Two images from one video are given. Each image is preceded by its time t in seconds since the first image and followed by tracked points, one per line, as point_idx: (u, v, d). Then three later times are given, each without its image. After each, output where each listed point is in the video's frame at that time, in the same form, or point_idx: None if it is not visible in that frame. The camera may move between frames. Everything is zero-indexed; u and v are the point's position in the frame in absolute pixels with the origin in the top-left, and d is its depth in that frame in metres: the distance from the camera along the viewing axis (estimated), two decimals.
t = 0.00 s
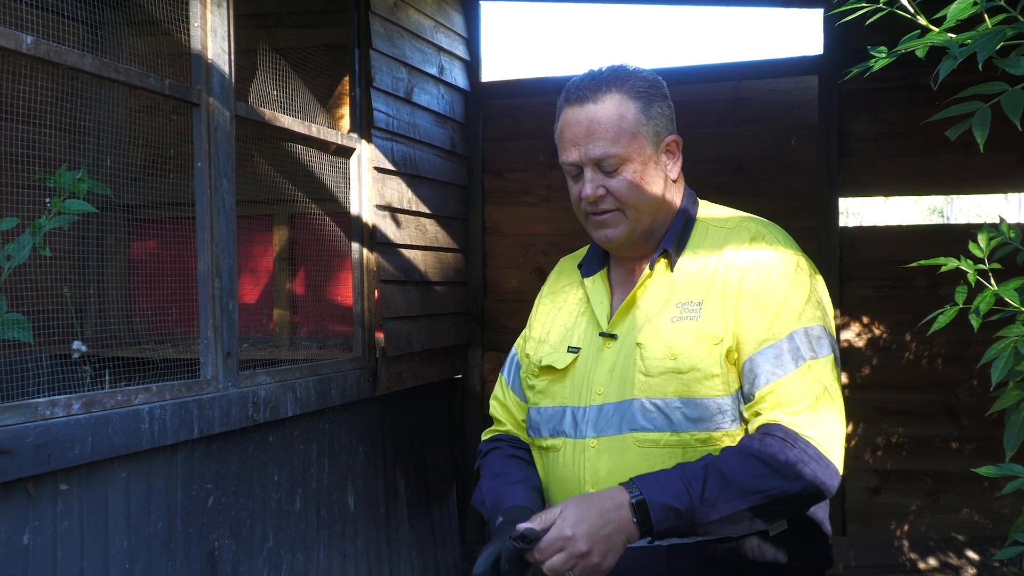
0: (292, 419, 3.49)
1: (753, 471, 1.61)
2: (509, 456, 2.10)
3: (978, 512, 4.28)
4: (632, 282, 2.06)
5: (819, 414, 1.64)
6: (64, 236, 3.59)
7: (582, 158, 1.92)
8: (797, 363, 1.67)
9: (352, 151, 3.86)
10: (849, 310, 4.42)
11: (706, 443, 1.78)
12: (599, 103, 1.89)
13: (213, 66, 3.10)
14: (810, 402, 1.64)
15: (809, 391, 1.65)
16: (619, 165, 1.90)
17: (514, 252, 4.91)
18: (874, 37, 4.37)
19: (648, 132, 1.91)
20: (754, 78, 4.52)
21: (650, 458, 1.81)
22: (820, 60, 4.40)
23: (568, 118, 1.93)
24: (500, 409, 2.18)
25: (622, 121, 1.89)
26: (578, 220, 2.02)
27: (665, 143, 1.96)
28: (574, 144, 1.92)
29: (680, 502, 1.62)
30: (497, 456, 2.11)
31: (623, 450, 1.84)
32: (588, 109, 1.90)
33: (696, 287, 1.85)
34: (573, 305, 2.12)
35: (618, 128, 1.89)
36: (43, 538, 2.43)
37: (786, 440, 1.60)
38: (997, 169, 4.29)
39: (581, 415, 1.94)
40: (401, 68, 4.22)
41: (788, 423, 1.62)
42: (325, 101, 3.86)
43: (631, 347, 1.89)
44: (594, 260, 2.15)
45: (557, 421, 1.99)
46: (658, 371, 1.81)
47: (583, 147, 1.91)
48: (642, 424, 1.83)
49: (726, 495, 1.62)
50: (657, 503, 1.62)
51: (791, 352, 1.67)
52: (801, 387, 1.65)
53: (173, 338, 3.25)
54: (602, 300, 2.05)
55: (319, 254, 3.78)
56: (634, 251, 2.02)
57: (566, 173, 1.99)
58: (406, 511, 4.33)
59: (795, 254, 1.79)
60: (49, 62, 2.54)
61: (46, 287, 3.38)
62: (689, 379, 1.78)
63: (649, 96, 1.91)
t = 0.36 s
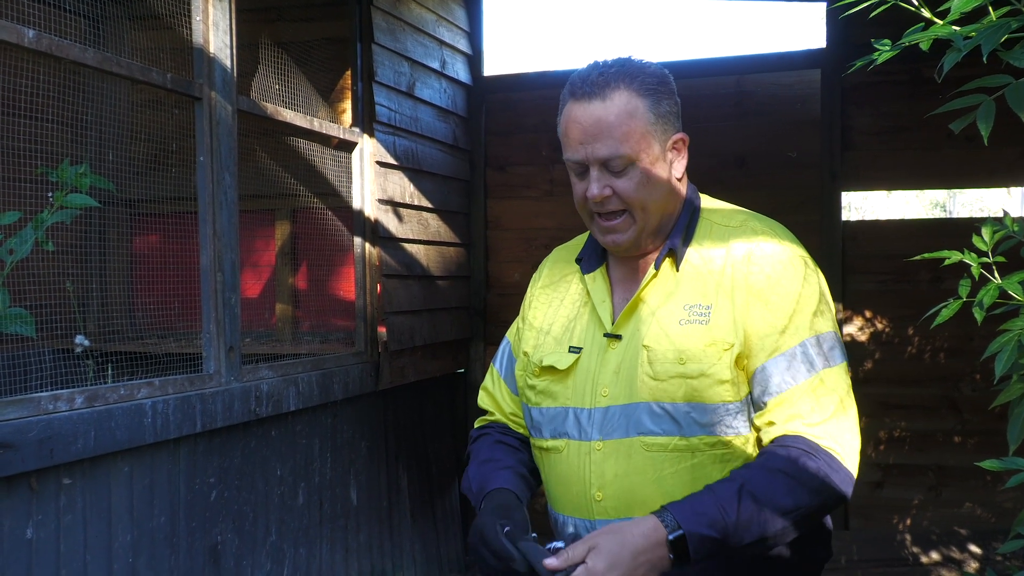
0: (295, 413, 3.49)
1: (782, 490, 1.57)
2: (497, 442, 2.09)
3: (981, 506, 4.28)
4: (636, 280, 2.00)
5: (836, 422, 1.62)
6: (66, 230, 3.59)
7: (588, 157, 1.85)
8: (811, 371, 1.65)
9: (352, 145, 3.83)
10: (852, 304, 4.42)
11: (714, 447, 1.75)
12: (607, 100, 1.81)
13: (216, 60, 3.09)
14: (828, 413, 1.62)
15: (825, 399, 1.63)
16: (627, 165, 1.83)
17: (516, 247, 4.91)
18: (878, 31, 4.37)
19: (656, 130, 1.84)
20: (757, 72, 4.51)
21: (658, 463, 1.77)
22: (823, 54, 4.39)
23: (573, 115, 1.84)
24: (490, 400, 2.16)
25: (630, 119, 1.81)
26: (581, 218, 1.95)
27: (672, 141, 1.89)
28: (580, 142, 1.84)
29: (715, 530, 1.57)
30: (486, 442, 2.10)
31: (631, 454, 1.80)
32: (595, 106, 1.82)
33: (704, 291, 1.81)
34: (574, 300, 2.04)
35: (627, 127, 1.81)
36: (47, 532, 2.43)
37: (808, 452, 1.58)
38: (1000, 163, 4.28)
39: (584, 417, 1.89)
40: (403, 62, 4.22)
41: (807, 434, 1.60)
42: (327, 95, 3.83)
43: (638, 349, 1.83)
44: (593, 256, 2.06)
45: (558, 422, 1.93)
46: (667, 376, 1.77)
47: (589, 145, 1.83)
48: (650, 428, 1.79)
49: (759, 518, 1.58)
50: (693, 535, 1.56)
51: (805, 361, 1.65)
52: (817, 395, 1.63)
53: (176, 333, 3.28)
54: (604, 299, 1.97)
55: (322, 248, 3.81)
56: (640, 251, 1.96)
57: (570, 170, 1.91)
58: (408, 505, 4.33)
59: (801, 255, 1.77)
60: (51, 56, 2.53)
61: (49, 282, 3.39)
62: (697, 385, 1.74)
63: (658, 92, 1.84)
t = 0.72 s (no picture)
0: (296, 409, 3.49)
1: (777, 510, 1.56)
2: (496, 434, 2.09)
3: (982, 501, 4.28)
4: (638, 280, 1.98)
5: (839, 439, 1.60)
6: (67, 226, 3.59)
7: (595, 169, 1.82)
8: (814, 386, 1.63)
9: (355, 140, 3.85)
10: (853, 299, 4.42)
11: (711, 453, 1.74)
12: (615, 112, 1.78)
13: (217, 55, 3.09)
14: (830, 428, 1.60)
15: (828, 415, 1.61)
16: (634, 178, 1.81)
17: (518, 242, 4.91)
18: (879, 25, 4.36)
19: (664, 140, 1.81)
20: (758, 66, 4.50)
21: (654, 469, 1.77)
22: (825, 48, 4.39)
23: (580, 126, 1.81)
24: (489, 389, 2.16)
25: (639, 133, 1.78)
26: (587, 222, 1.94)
27: (679, 148, 1.86)
28: (586, 153, 1.81)
29: (712, 552, 1.54)
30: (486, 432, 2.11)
31: (627, 461, 1.79)
32: (603, 118, 1.78)
33: (707, 299, 1.79)
34: (575, 296, 2.03)
35: (635, 140, 1.78)
36: (49, 528, 2.43)
37: (807, 470, 1.56)
38: (1002, 158, 4.28)
39: (581, 418, 1.88)
40: (404, 57, 4.22)
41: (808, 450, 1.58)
42: (328, 90, 3.84)
43: (638, 353, 1.82)
44: (597, 252, 2.05)
45: (557, 421, 1.92)
46: (666, 384, 1.76)
47: (596, 158, 1.80)
48: (647, 434, 1.78)
49: (756, 537, 1.56)
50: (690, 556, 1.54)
51: (810, 376, 1.63)
52: (821, 411, 1.61)
53: (178, 328, 3.32)
54: (607, 298, 1.95)
55: (324, 243, 3.82)
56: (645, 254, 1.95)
57: (576, 177, 1.88)
58: (410, 500, 4.34)
59: (808, 261, 1.74)
60: (51, 51, 2.53)
61: (50, 276, 3.39)
62: (696, 394, 1.73)
63: (666, 102, 1.80)
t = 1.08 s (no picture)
0: (298, 405, 3.50)
1: (767, 502, 1.59)
2: (494, 427, 2.09)
3: (985, 495, 4.29)
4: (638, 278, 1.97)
5: (838, 440, 1.60)
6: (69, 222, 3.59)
7: (585, 169, 1.81)
8: (816, 386, 1.62)
9: (356, 136, 3.86)
10: (855, 294, 4.41)
11: (711, 453, 1.74)
12: (603, 111, 1.78)
13: (218, 52, 3.09)
14: (831, 427, 1.61)
15: (829, 417, 1.61)
16: (625, 177, 1.80)
17: (519, 237, 4.91)
18: (880, 19, 4.35)
19: (655, 140, 1.80)
20: (759, 61, 4.50)
21: (652, 470, 1.76)
22: (825, 43, 4.38)
23: (570, 126, 1.81)
24: (486, 383, 2.16)
25: (628, 132, 1.77)
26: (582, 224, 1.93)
27: (673, 147, 1.85)
28: (576, 154, 1.81)
29: (692, 530, 1.59)
30: (482, 426, 2.11)
31: (627, 461, 1.79)
32: (591, 118, 1.78)
33: (707, 299, 1.78)
34: (574, 294, 2.02)
35: (624, 140, 1.77)
36: (51, 524, 2.43)
37: (803, 470, 1.58)
38: (1004, 152, 4.28)
39: (581, 417, 1.87)
40: (405, 52, 4.21)
41: (806, 450, 1.59)
42: (329, 86, 3.84)
43: (638, 353, 1.81)
44: (595, 250, 2.04)
45: (557, 420, 1.91)
46: (666, 385, 1.75)
47: (586, 158, 1.80)
48: (647, 434, 1.77)
49: (739, 521, 1.60)
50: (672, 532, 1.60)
51: (811, 376, 1.63)
52: (822, 412, 1.61)
53: (179, 324, 3.28)
54: (607, 297, 1.94)
55: (325, 240, 3.79)
56: (643, 255, 1.94)
57: (570, 179, 1.88)
58: (412, 496, 4.34)
59: (808, 261, 1.73)
60: (52, 47, 2.52)
61: (52, 273, 3.39)
62: (698, 394, 1.72)
63: (655, 100, 1.79)
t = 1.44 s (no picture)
0: (300, 403, 3.50)
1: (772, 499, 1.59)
2: (500, 429, 2.09)
3: (987, 492, 4.29)
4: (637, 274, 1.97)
5: (840, 433, 1.60)
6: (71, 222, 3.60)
7: (568, 168, 1.82)
8: (817, 379, 1.62)
9: (357, 134, 3.86)
10: (856, 291, 4.41)
11: (711, 449, 1.74)
12: (582, 110, 1.78)
13: (219, 50, 3.09)
14: (833, 421, 1.60)
15: (830, 410, 1.61)
16: (607, 175, 1.80)
17: (521, 235, 4.91)
18: (881, 16, 4.35)
19: (636, 136, 1.80)
20: (760, 58, 4.50)
21: (652, 467, 1.76)
22: (826, 40, 4.38)
23: (552, 127, 1.82)
24: (487, 382, 2.16)
25: (606, 128, 1.77)
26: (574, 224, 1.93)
27: (657, 143, 1.84)
28: (559, 153, 1.82)
29: (699, 529, 1.59)
30: (486, 427, 2.10)
31: (626, 458, 1.79)
32: (570, 117, 1.79)
33: (704, 294, 1.78)
34: (572, 292, 2.02)
35: (603, 137, 1.77)
36: (54, 522, 2.43)
37: (805, 464, 1.57)
38: (1005, 148, 4.27)
39: (580, 415, 1.87)
40: (406, 50, 4.21)
41: (809, 444, 1.58)
42: (331, 84, 3.85)
43: (636, 351, 1.81)
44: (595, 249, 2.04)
45: (557, 419, 1.91)
46: (665, 381, 1.75)
47: (568, 156, 1.81)
48: (646, 431, 1.77)
49: (746, 520, 1.60)
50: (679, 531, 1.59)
51: (811, 369, 1.63)
52: (823, 405, 1.61)
53: (181, 324, 3.28)
54: (606, 294, 1.95)
55: (326, 238, 3.79)
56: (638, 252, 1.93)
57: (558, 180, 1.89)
58: (415, 494, 4.34)
59: (806, 253, 1.72)
60: (54, 47, 2.52)
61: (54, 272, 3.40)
62: (697, 390, 1.72)
63: (634, 96, 1.79)
